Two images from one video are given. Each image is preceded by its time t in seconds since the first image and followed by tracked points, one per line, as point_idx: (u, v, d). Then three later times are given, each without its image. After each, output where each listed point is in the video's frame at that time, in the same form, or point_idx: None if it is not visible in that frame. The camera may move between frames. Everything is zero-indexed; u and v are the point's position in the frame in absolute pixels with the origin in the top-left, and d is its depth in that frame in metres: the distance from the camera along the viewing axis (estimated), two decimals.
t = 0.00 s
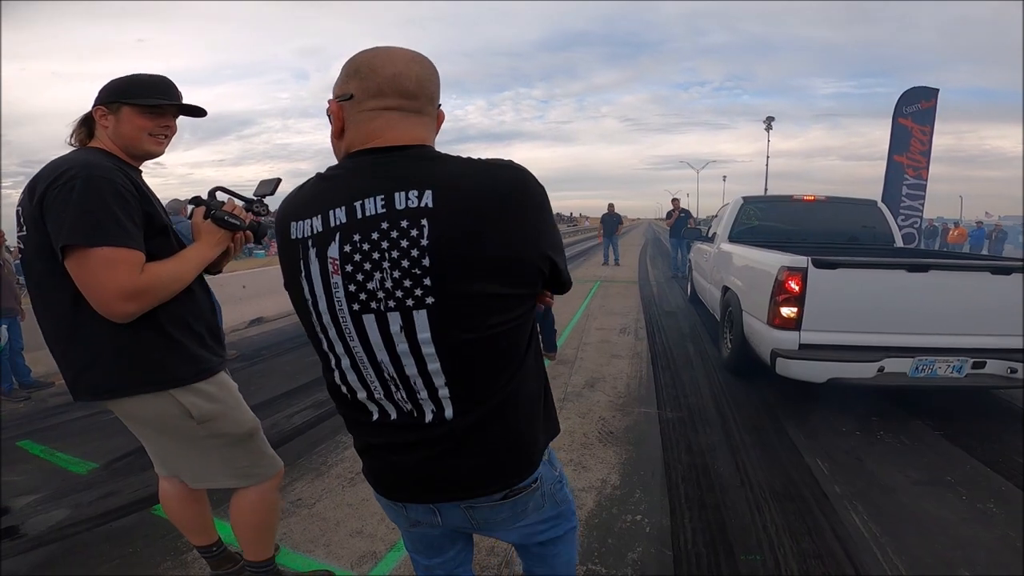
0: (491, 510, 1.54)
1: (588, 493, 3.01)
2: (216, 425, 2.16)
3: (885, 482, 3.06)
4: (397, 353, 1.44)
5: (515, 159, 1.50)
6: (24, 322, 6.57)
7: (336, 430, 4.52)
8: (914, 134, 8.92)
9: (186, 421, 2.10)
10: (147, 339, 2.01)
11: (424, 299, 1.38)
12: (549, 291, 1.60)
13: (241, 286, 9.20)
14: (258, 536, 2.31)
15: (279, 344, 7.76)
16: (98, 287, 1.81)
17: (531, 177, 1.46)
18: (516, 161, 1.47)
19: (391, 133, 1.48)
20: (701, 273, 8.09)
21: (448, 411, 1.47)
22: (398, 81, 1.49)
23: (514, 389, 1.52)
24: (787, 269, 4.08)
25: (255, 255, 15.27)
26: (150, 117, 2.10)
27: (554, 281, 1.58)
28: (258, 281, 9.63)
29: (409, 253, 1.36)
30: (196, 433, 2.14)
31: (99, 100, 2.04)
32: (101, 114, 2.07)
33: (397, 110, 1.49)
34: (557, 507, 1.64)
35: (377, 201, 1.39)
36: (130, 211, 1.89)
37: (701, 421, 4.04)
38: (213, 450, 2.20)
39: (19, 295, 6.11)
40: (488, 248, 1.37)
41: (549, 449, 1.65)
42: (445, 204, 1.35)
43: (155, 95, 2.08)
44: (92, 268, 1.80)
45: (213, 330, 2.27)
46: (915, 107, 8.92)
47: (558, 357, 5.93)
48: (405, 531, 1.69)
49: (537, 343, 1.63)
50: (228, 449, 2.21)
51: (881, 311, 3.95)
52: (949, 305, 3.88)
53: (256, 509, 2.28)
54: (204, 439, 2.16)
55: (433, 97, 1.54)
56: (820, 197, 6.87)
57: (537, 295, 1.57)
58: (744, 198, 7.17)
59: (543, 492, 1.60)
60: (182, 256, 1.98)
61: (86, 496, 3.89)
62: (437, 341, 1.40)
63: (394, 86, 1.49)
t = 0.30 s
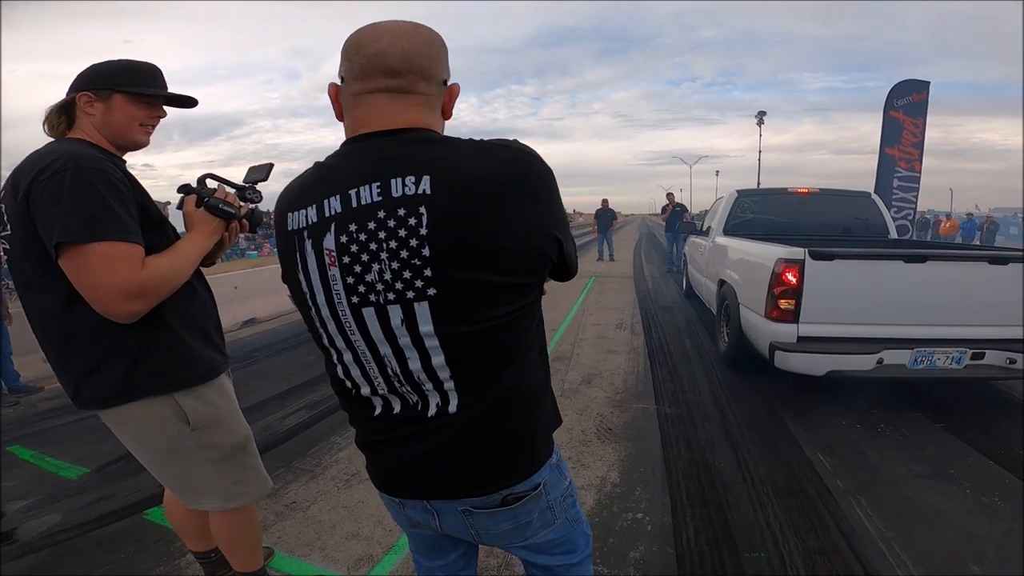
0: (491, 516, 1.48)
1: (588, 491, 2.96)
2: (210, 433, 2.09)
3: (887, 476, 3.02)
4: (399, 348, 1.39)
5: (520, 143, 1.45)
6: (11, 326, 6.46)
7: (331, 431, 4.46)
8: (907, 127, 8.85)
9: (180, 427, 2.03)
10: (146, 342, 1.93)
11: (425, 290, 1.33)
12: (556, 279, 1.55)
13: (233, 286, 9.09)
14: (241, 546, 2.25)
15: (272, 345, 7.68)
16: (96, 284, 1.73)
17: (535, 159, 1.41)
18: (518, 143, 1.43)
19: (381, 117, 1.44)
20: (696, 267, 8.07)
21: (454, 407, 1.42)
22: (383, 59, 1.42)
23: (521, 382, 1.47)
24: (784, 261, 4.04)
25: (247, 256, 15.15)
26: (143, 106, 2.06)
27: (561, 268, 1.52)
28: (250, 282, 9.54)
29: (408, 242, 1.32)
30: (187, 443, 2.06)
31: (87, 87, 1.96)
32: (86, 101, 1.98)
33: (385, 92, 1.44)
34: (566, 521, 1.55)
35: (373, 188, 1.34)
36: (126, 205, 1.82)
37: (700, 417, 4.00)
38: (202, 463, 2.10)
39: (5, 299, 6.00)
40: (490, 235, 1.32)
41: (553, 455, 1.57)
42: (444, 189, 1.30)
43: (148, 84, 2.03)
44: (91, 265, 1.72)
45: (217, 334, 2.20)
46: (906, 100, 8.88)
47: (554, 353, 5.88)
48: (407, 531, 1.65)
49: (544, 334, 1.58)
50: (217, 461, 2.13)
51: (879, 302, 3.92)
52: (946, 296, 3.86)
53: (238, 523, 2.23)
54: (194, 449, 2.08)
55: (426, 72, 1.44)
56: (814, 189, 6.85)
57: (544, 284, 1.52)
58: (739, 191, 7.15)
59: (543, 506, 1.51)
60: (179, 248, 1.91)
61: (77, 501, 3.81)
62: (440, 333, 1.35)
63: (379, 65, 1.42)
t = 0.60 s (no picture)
0: (499, 514, 1.48)
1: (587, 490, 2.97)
2: (216, 440, 2.07)
3: (887, 474, 3.02)
4: (394, 342, 1.42)
5: (523, 143, 1.43)
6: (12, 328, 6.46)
7: (331, 431, 4.46)
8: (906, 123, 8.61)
9: (186, 434, 2.01)
10: (156, 347, 1.93)
11: (415, 288, 1.35)
12: (564, 281, 1.51)
13: (234, 287, 9.09)
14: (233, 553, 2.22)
15: (272, 345, 7.68)
16: (121, 292, 1.73)
17: (535, 158, 1.38)
18: (520, 145, 1.41)
19: (371, 121, 1.45)
20: (696, 265, 8.05)
21: (451, 405, 1.43)
22: (370, 62, 1.43)
23: (523, 385, 1.45)
24: (782, 259, 4.04)
25: (248, 256, 15.17)
26: (160, 106, 2.11)
27: (569, 271, 1.48)
28: (250, 282, 9.54)
29: (399, 239, 1.33)
30: (192, 451, 2.03)
31: (115, 83, 1.97)
32: (109, 96, 1.98)
33: (375, 94, 1.44)
34: (578, 519, 1.54)
35: (369, 185, 1.37)
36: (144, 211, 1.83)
37: (699, 415, 4.00)
38: (205, 473, 2.07)
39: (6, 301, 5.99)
40: (483, 234, 1.31)
41: (566, 454, 1.56)
42: (436, 187, 1.30)
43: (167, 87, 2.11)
44: (115, 272, 1.72)
45: (224, 340, 2.20)
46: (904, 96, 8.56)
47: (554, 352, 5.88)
48: (417, 528, 1.66)
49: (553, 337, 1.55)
50: (221, 471, 2.10)
51: (876, 300, 3.93)
52: (944, 293, 3.86)
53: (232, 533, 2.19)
54: (199, 458, 2.05)
55: (415, 69, 1.43)
56: (813, 186, 6.85)
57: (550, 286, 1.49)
58: (738, 187, 7.14)
59: (558, 506, 1.51)
60: (194, 250, 1.91)
61: (79, 502, 3.81)
62: (432, 330, 1.36)
63: (367, 69, 1.44)
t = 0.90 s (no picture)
0: (500, 505, 1.50)
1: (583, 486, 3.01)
2: (219, 436, 2.12)
3: (883, 473, 3.03)
4: (407, 338, 1.45)
5: (530, 151, 1.46)
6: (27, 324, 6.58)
7: (335, 426, 4.52)
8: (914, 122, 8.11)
9: (191, 429, 2.06)
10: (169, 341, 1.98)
11: (428, 287, 1.38)
12: (570, 282, 1.54)
13: (243, 284, 9.19)
14: (231, 545, 2.26)
15: (279, 342, 7.76)
16: (163, 287, 1.79)
17: (540, 166, 1.40)
18: (528, 152, 1.44)
19: (377, 127, 1.50)
20: (701, 263, 8.03)
21: (459, 396, 1.46)
22: (375, 70, 1.46)
23: (526, 380, 1.47)
24: (782, 256, 4.06)
25: (258, 254, 15.30)
26: (167, 106, 2.15)
27: (573, 272, 1.50)
28: (259, 280, 9.63)
29: (412, 242, 1.37)
30: (196, 445, 2.08)
31: (125, 84, 2.00)
32: (119, 97, 2.01)
33: (382, 100, 1.48)
34: (570, 513, 1.58)
35: (384, 190, 1.40)
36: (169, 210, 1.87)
37: (699, 413, 4.01)
38: (208, 468, 2.12)
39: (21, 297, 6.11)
40: (491, 236, 1.34)
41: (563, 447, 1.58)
42: (448, 193, 1.33)
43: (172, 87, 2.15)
44: (157, 266, 1.78)
45: (230, 337, 2.25)
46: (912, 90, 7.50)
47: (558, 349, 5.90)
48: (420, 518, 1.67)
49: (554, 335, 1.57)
50: (223, 466, 2.15)
51: (876, 297, 3.93)
52: (945, 291, 3.84)
53: (227, 528, 2.23)
54: (202, 452, 2.09)
55: (418, 73, 1.45)
56: (818, 184, 6.82)
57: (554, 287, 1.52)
58: (742, 185, 7.11)
59: (557, 498, 1.55)
60: (216, 232, 1.96)
61: (88, 495, 3.89)
62: (443, 327, 1.40)
63: (373, 77, 1.47)
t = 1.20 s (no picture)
0: (499, 492, 1.38)
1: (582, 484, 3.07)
2: (235, 420, 2.12)
3: (886, 478, 3.01)
4: (417, 324, 1.35)
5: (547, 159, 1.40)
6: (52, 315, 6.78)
7: (344, 419, 4.58)
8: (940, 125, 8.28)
9: (207, 411, 2.05)
10: (190, 328, 1.97)
11: (441, 275, 1.30)
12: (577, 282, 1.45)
13: (261, 278, 9.36)
14: (238, 530, 2.29)
15: (294, 335, 7.88)
16: (204, 270, 1.84)
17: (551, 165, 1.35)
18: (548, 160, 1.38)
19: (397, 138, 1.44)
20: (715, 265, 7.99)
21: (464, 384, 1.35)
22: (397, 81, 1.42)
23: (529, 374, 1.37)
24: (792, 259, 4.05)
25: (278, 249, 15.57)
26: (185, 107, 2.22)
27: (578, 275, 1.43)
28: (278, 275, 9.80)
29: (429, 232, 1.29)
30: (212, 428, 2.08)
31: (148, 85, 2.07)
32: (141, 97, 2.08)
33: (402, 110, 1.43)
34: (564, 505, 1.46)
35: (405, 184, 1.34)
36: (196, 202, 1.90)
37: (704, 415, 4.00)
38: (223, 451, 2.11)
39: (47, 288, 6.30)
40: (505, 228, 1.27)
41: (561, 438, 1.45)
42: (467, 187, 1.27)
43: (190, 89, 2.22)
44: (194, 253, 1.82)
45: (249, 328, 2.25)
46: (938, 97, 8.16)
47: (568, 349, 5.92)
48: (416, 506, 1.57)
49: (559, 334, 1.47)
50: (237, 450, 2.15)
51: (887, 302, 3.90)
52: (957, 297, 3.80)
53: (238, 513, 2.26)
54: (217, 435, 2.09)
55: (438, 83, 1.40)
56: (836, 186, 6.73)
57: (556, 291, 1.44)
58: (757, 188, 7.06)
59: (553, 490, 1.43)
60: (248, 211, 2.00)
61: (105, 481, 4.01)
62: (454, 314, 1.30)
63: (395, 87, 1.42)
